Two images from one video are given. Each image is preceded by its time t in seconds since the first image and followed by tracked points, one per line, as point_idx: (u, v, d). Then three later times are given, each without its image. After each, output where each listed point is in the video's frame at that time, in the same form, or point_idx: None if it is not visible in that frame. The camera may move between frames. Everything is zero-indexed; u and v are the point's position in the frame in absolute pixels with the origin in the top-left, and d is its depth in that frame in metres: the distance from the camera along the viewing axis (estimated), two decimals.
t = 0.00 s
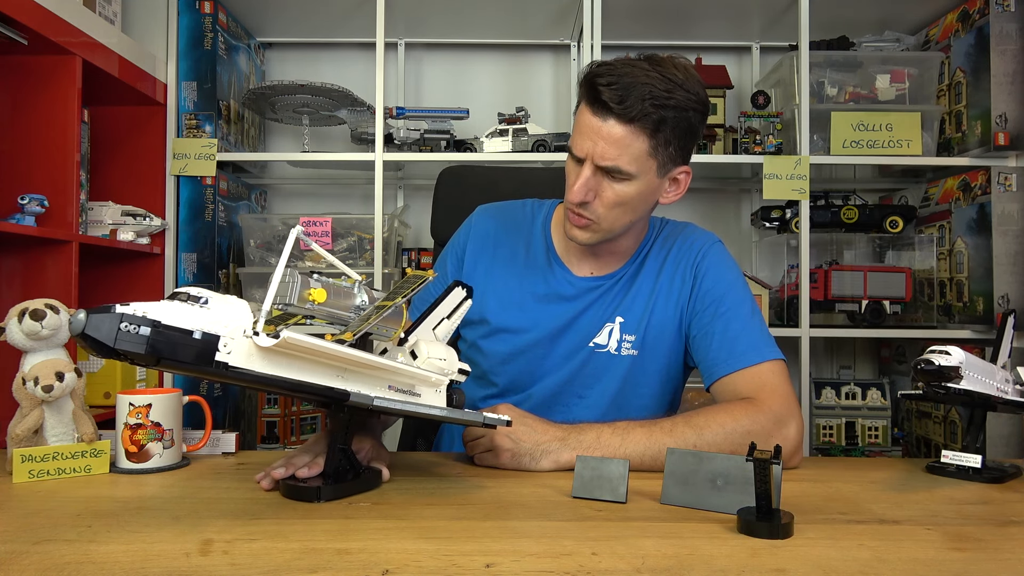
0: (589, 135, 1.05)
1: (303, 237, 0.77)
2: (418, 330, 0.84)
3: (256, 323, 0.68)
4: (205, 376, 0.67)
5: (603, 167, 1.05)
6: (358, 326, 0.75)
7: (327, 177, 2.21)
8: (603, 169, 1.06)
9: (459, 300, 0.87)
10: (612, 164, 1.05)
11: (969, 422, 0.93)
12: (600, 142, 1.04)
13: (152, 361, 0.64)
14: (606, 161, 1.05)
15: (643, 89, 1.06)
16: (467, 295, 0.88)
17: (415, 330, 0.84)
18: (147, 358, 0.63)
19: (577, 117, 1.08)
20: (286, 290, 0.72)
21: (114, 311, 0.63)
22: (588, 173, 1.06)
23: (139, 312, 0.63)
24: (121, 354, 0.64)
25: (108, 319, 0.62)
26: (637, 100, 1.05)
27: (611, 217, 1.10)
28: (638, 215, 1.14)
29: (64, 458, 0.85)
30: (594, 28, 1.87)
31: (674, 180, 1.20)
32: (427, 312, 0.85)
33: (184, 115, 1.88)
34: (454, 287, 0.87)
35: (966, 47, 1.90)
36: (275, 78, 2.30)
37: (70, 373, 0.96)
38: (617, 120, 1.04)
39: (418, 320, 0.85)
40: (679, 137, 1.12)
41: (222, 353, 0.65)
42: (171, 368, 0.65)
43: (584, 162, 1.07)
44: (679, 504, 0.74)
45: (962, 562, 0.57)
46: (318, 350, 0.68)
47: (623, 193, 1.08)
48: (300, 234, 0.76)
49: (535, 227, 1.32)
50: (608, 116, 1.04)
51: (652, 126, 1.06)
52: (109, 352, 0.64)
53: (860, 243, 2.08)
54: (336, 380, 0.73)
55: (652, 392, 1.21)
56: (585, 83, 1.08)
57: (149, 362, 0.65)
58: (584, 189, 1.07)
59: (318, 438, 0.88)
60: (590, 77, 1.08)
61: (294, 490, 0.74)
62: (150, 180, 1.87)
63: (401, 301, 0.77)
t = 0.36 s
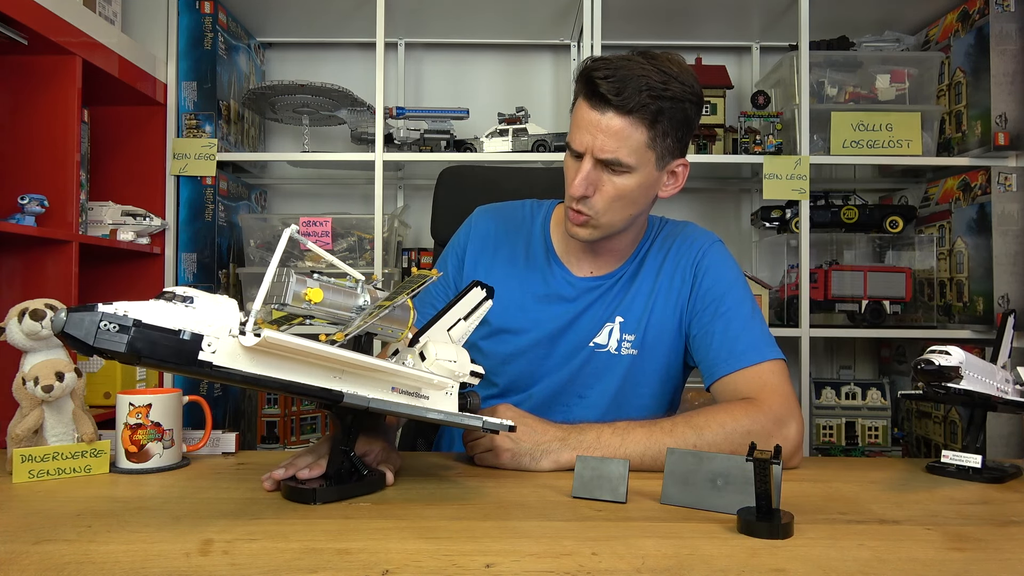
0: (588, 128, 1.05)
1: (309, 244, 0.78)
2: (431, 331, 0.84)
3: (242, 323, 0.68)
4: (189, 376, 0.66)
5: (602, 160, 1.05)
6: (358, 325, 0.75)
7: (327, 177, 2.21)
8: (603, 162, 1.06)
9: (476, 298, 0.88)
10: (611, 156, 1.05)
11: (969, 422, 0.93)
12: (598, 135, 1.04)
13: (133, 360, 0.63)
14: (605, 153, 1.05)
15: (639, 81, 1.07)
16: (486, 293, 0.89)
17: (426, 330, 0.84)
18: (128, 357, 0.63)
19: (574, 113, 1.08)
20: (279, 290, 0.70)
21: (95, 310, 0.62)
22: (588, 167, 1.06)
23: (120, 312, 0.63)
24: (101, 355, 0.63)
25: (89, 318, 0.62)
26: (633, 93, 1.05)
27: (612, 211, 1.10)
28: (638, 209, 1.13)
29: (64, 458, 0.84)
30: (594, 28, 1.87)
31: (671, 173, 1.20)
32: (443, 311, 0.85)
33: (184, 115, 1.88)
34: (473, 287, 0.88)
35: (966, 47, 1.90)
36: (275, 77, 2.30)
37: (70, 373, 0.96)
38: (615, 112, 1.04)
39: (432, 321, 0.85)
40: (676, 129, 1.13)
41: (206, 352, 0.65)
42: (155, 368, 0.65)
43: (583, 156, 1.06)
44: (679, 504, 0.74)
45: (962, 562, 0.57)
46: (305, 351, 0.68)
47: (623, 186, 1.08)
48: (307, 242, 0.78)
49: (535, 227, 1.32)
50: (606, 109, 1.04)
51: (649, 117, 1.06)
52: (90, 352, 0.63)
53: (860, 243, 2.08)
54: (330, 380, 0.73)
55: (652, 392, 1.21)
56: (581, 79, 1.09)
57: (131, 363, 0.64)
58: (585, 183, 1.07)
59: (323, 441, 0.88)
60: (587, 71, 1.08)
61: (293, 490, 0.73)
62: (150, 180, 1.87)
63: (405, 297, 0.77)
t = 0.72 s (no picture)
0: (582, 128, 1.05)
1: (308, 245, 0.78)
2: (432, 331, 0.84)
3: (241, 323, 0.68)
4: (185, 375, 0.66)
5: (596, 159, 1.05)
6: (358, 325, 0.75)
7: (327, 178, 2.21)
8: (596, 162, 1.06)
9: (478, 298, 0.88)
10: (604, 155, 1.05)
11: (969, 422, 0.93)
12: (592, 134, 1.05)
13: (130, 361, 0.63)
14: (598, 153, 1.05)
15: (635, 82, 1.07)
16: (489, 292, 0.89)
17: (427, 331, 0.84)
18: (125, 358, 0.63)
19: (569, 112, 1.08)
20: (278, 290, 0.69)
21: (93, 309, 0.62)
22: (581, 166, 1.06)
23: (118, 312, 0.63)
24: (98, 355, 0.63)
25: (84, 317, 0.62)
26: (628, 93, 1.05)
27: (605, 211, 1.10)
28: (633, 209, 1.13)
29: (64, 458, 0.84)
30: (594, 29, 1.87)
31: (668, 175, 1.19)
32: (444, 312, 0.86)
33: (184, 115, 1.88)
34: (476, 287, 0.88)
35: (966, 47, 1.90)
36: (275, 77, 2.30)
37: (71, 373, 0.96)
38: (608, 112, 1.04)
39: (434, 321, 0.85)
40: (672, 131, 1.13)
41: (204, 352, 0.65)
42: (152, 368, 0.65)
43: (577, 155, 1.07)
44: (679, 504, 0.74)
45: (962, 562, 0.57)
46: (304, 351, 0.68)
47: (616, 186, 1.08)
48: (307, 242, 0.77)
49: (535, 227, 1.31)
50: (600, 108, 1.05)
51: (643, 118, 1.06)
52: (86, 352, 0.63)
53: (860, 243, 2.09)
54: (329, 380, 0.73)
55: (652, 392, 1.21)
56: (577, 79, 1.09)
57: (129, 364, 0.64)
58: (578, 182, 1.07)
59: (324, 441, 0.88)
60: (582, 71, 1.08)
61: (293, 491, 0.73)
62: (150, 180, 1.87)
63: (405, 296, 0.78)
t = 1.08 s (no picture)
0: (577, 126, 1.06)
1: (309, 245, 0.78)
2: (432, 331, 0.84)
3: (241, 323, 0.68)
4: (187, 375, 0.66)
5: (591, 159, 1.06)
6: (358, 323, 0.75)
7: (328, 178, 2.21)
8: (591, 160, 1.06)
9: (479, 298, 0.88)
10: (599, 155, 1.05)
11: (969, 422, 0.93)
12: (587, 134, 1.05)
13: (131, 361, 0.64)
14: (593, 152, 1.05)
15: (630, 82, 1.07)
16: (490, 293, 0.89)
17: (428, 330, 0.84)
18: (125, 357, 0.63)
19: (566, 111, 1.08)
20: (278, 290, 0.69)
21: (93, 310, 0.62)
22: (576, 164, 1.06)
23: (118, 312, 0.63)
24: (98, 355, 0.63)
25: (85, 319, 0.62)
26: (623, 92, 1.05)
27: (601, 211, 1.10)
28: (629, 209, 1.13)
29: (64, 458, 0.84)
30: (594, 29, 1.87)
31: (665, 175, 1.19)
32: (444, 312, 0.85)
33: (184, 115, 1.88)
34: (476, 287, 0.88)
35: (966, 47, 1.90)
36: (275, 77, 2.30)
37: (71, 373, 0.96)
38: (603, 111, 1.05)
39: (434, 321, 0.85)
40: (668, 131, 1.12)
41: (204, 352, 0.65)
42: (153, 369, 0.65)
43: (573, 154, 1.07)
44: (679, 504, 0.74)
45: (962, 562, 0.57)
46: (303, 351, 0.68)
47: (611, 185, 1.08)
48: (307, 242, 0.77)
49: (535, 226, 1.31)
50: (595, 108, 1.05)
51: (639, 117, 1.06)
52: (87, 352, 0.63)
53: (860, 243, 2.09)
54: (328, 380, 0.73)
55: (652, 391, 1.21)
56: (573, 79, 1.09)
57: (130, 365, 0.64)
58: (574, 182, 1.07)
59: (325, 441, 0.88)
60: (580, 70, 1.09)
61: (293, 491, 0.73)
62: (150, 180, 1.87)
63: (406, 296, 0.78)
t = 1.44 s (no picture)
0: (574, 119, 1.06)
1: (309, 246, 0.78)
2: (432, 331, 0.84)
3: (241, 323, 0.68)
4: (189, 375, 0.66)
5: (588, 150, 1.06)
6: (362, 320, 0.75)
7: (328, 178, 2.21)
8: (587, 152, 1.06)
9: (479, 297, 0.88)
10: (596, 146, 1.05)
11: (969, 422, 0.93)
12: (584, 126, 1.05)
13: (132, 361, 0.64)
14: (590, 143, 1.05)
15: (628, 74, 1.07)
16: (490, 293, 0.89)
17: (428, 330, 0.84)
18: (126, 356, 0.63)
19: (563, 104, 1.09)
20: (278, 290, 0.69)
21: (93, 309, 0.62)
22: (572, 156, 1.07)
23: (118, 312, 0.63)
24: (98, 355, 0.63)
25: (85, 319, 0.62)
26: (621, 83, 1.06)
27: (597, 204, 1.09)
28: (625, 203, 1.13)
29: (64, 458, 0.84)
30: (594, 29, 1.87)
31: (661, 171, 1.19)
32: (444, 312, 0.85)
33: (184, 115, 1.88)
34: (476, 287, 0.88)
35: (966, 47, 1.90)
36: (275, 78, 2.30)
37: (71, 373, 0.96)
38: (599, 103, 1.05)
39: (434, 321, 0.85)
40: (665, 126, 1.12)
41: (204, 352, 0.65)
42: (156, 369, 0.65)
43: (569, 147, 1.07)
44: (679, 504, 0.74)
45: (962, 562, 0.57)
46: (300, 351, 0.68)
47: (607, 178, 1.08)
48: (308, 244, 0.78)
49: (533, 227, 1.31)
50: (592, 99, 1.06)
51: (636, 109, 1.07)
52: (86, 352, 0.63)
53: (860, 243, 2.09)
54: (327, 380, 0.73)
55: (652, 392, 1.21)
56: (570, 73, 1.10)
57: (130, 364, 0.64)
58: (569, 173, 1.07)
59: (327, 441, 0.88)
60: (578, 63, 1.09)
61: (293, 491, 0.73)
62: (150, 180, 1.87)
63: (406, 297, 0.77)
